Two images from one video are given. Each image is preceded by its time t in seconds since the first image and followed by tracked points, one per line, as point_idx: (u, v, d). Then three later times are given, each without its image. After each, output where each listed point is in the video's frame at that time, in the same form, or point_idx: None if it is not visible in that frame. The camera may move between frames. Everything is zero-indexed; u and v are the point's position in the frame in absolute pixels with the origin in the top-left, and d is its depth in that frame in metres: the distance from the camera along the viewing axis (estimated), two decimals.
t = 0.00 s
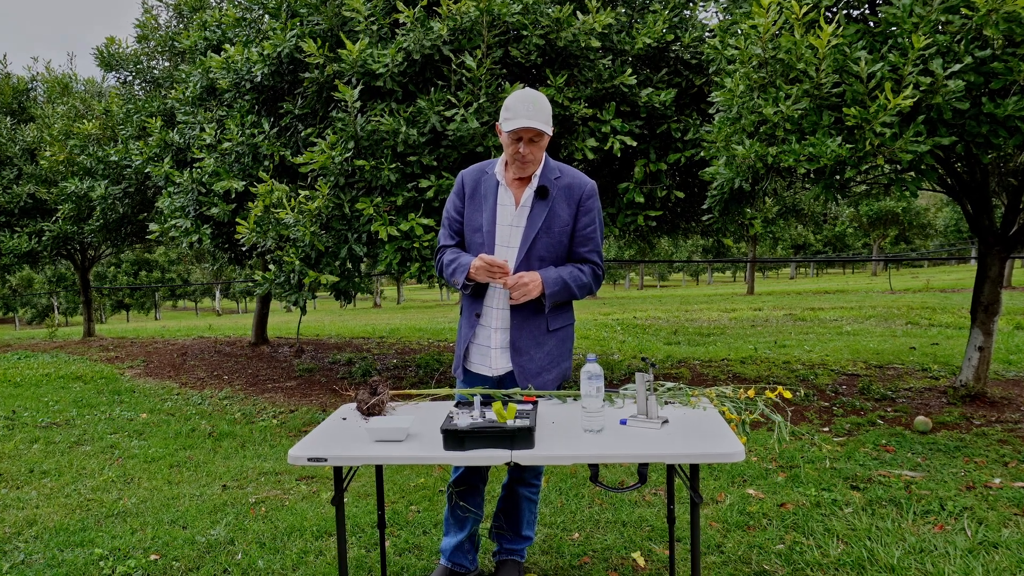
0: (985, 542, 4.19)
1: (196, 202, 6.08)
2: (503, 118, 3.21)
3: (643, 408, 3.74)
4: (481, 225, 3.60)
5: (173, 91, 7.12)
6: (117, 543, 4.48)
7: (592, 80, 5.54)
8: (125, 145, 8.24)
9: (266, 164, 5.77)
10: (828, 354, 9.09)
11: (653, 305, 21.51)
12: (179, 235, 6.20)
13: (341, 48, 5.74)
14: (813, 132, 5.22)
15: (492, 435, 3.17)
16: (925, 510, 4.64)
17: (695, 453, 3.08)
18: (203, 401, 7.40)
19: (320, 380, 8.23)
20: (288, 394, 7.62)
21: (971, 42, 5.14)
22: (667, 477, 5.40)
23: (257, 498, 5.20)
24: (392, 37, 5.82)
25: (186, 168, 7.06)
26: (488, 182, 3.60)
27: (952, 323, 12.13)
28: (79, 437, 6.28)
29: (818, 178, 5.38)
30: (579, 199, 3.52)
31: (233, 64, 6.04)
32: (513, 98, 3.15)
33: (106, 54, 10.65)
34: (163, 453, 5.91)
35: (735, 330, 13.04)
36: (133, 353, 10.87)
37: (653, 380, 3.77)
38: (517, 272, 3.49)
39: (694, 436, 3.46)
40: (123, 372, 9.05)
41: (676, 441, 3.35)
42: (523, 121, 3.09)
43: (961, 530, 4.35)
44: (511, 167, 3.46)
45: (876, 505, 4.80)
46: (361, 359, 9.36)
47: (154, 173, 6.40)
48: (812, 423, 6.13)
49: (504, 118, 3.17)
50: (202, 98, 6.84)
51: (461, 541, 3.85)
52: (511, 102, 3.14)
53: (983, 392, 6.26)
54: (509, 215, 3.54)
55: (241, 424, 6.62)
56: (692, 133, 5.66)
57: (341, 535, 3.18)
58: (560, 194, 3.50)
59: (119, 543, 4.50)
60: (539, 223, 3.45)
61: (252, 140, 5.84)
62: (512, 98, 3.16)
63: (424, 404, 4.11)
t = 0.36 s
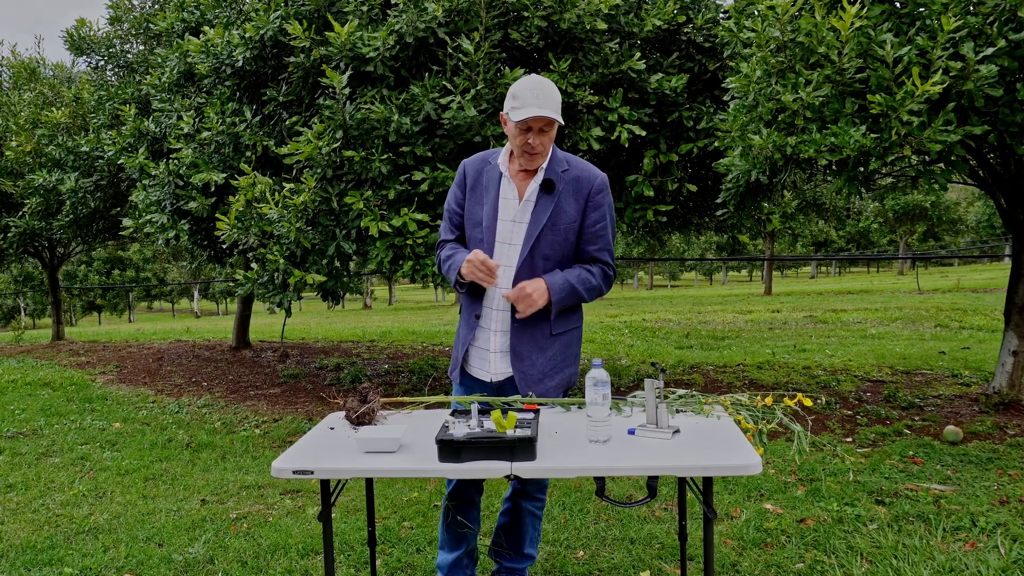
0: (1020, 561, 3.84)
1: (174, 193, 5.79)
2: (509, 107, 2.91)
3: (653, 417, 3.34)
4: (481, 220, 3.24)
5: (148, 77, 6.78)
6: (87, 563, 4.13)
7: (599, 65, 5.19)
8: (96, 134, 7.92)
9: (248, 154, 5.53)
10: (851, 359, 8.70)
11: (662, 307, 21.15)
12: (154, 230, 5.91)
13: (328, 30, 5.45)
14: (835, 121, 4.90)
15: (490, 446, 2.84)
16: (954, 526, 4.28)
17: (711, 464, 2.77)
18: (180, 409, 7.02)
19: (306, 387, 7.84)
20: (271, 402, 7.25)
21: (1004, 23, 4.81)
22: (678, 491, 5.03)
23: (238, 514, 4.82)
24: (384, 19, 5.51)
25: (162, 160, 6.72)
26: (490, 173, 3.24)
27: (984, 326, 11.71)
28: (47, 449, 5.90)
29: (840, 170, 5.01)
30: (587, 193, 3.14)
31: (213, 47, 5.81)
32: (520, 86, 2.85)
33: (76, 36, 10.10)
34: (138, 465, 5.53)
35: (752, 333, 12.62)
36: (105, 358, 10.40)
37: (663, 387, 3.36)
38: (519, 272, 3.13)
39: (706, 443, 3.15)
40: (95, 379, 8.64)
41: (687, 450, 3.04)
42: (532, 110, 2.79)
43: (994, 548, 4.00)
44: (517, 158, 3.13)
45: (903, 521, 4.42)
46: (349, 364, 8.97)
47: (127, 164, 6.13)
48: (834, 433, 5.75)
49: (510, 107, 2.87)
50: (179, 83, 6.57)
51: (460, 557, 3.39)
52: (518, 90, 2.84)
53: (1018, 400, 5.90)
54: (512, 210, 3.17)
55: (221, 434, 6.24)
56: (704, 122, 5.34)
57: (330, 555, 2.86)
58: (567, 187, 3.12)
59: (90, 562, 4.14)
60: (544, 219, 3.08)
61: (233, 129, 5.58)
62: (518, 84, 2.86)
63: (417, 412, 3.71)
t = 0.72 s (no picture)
0: None
1: (150, 188, 5.74)
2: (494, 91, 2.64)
3: (661, 425, 3.01)
4: (469, 215, 2.91)
5: (123, 63, 6.54)
6: None
7: (604, 50, 5.02)
8: (68, 123, 7.63)
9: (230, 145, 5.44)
10: (875, 365, 8.36)
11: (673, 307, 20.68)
12: (130, 226, 5.79)
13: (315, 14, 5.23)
14: (858, 109, 4.60)
15: (488, 458, 2.53)
16: (985, 543, 3.97)
17: (724, 476, 2.46)
18: (157, 418, 6.70)
19: (292, 394, 7.51)
20: (255, 410, 6.92)
21: None
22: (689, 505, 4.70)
23: (219, 529, 4.48)
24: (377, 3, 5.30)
25: (138, 150, 6.54)
26: (476, 164, 2.91)
27: (1017, 329, 11.35)
28: (15, 460, 5.59)
29: (863, 162, 4.70)
30: (586, 180, 2.89)
31: (191, 31, 5.65)
32: (507, 68, 2.58)
33: (46, 20, 9.65)
34: (112, 477, 5.22)
35: (768, 336, 12.27)
36: (76, 363, 10.05)
37: (671, 391, 3.02)
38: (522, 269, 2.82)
39: (719, 452, 2.84)
40: (66, 386, 8.29)
41: (700, 459, 2.74)
42: (519, 95, 2.53)
43: None
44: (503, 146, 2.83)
45: (930, 538, 4.10)
46: (337, 370, 8.64)
47: (100, 156, 6.03)
48: (856, 443, 5.42)
49: (495, 91, 2.60)
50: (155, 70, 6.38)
51: None
52: (505, 72, 2.57)
53: None
54: (505, 202, 2.86)
55: (201, 444, 5.92)
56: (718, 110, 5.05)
57: None
58: (564, 175, 2.86)
59: None
60: (544, 212, 2.80)
61: (214, 118, 5.52)
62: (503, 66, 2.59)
63: (411, 420, 3.35)
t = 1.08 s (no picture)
0: None
1: (127, 181, 5.85)
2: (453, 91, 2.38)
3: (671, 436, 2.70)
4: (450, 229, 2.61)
5: (99, 48, 6.60)
6: None
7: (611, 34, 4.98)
8: (38, 112, 7.40)
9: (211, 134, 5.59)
10: (898, 370, 8.07)
11: (685, 309, 20.32)
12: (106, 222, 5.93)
13: None
14: (879, 98, 4.34)
15: (486, 470, 2.25)
16: (1019, 560, 3.68)
17: (741, 487, 2.19)
18: (135, 426, 6.44)
19: (277, 401, 7.24)
20: (239, 418, 6.65)
21: None
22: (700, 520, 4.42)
23: (201, 545, 4.18)
24: None
25: (113, 141, 6.56)
26: (448, 173, 2.59)
27: None
28: None
29: (885, 154, 4.44)
30: (564, 169, 2.68)
31: (172, 16, 5.82)
32: (466, 64, 2.32)
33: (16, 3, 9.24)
34: (86, 489, 4.96)
35: (785, 339, 11.96)
36: (48, 367, 9.76)
37: (683, 401, 2.69)
38: (519, 276, 2.60)
39: (731, 459, 2.58)
40: (38, 392, 8.00)
41: (713, 467, 2.48)
42: (483, 93, 2.28)
43: None
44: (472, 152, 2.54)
45: (957, 554, 3.81)
46: (326, 375, 8.36)
47: (76, 147, 6.16)
48: (877, 453, 5.13)
49: (456, 90, 2.34)
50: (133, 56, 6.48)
51: None
52: (465, 69, 2.31)
53: None
54: (490, 208, 2.60)
55: (181, 454, 5.66)
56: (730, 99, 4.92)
57: None
58: (543, 168, 2.62)
59: None
60: (532, 212, 2.57)
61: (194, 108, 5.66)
62: (464, 63, 2.34)
63: (404, 430, 2.96)
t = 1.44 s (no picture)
0: None
1: (104, 174, 5.87)
2: (456, 88, 2.17)
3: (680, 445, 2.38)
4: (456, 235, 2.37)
5: (73, 34, 6.56)
6: None
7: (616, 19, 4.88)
8: (10, 101, 7.20)
9: (194, 123, 5.59)
10: (920, 375, 7.82)
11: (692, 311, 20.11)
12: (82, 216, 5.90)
13: None
14: (901, 87, 4.09)
15: (485, 481, 2.00)
16: None
17: (756, 499, 1.93)
18: (113, 434, 6.22)
19: (264, 408, 7.00)
20: (224, 425, 6.41)
21: None
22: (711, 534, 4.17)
23: (181, 561, 3.92)
24: None
25: (88, 131, 6.57)
26: (454, 175, 2.36)
27: None
28: None
29: (907, 145, 4.19)
30: (572, 169, 2.52)
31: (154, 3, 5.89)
32: (471, 60, 2.12)
33: None
34: (60, 501, 4.75)
35: (799, 342, 11.70)
36: (23, 372, 9.52)
37: (693, 404, 2.40)
38: (530, 284, 2.41)
39: (741, 464, 2.30)
40: (11, 399, 7.79)
41: (723, 474, 2.20)
42: (489, 92, 2.08)
43: None
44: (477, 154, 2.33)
45: (985, 571, 3.54)
46: (316, 380, 8.12)
47: (50, 138, 6.14)
48: (900, 463, 4.90)
49: (460, 88, 2.14)
50: (111, 43, 6.45)
51: None
52: (469, 65, 2.11)
53: None
54: (499, 213, 2.39)
55: (162, 464, 5.44)
56: (744, 87, 4.82)
57: None
58: (550, 168, 2.45)
59: None
60: (543, 215, 2.40)
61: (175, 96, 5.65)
62: (467, 59, 2.15)
63: (397, 438, 2.64)
